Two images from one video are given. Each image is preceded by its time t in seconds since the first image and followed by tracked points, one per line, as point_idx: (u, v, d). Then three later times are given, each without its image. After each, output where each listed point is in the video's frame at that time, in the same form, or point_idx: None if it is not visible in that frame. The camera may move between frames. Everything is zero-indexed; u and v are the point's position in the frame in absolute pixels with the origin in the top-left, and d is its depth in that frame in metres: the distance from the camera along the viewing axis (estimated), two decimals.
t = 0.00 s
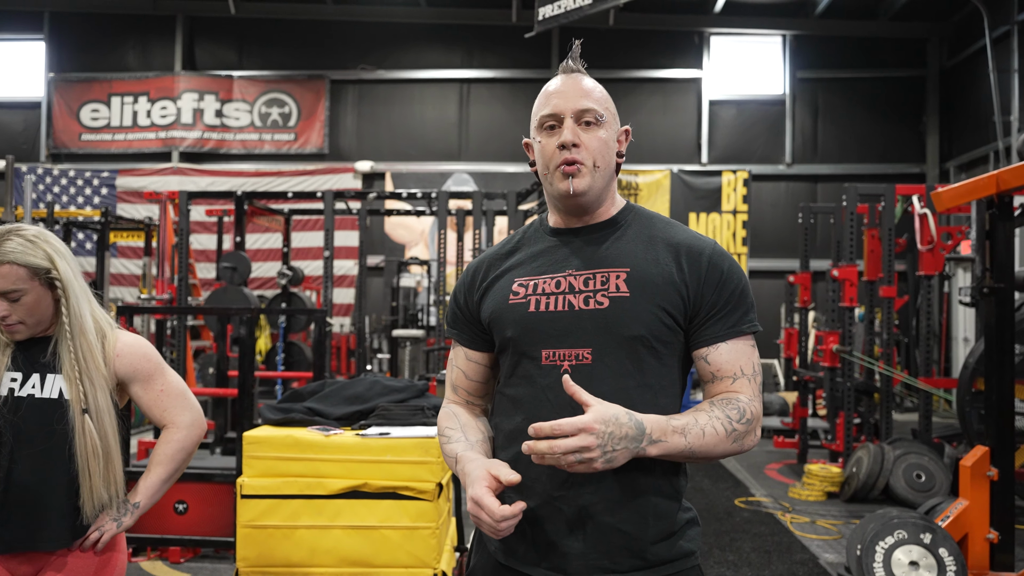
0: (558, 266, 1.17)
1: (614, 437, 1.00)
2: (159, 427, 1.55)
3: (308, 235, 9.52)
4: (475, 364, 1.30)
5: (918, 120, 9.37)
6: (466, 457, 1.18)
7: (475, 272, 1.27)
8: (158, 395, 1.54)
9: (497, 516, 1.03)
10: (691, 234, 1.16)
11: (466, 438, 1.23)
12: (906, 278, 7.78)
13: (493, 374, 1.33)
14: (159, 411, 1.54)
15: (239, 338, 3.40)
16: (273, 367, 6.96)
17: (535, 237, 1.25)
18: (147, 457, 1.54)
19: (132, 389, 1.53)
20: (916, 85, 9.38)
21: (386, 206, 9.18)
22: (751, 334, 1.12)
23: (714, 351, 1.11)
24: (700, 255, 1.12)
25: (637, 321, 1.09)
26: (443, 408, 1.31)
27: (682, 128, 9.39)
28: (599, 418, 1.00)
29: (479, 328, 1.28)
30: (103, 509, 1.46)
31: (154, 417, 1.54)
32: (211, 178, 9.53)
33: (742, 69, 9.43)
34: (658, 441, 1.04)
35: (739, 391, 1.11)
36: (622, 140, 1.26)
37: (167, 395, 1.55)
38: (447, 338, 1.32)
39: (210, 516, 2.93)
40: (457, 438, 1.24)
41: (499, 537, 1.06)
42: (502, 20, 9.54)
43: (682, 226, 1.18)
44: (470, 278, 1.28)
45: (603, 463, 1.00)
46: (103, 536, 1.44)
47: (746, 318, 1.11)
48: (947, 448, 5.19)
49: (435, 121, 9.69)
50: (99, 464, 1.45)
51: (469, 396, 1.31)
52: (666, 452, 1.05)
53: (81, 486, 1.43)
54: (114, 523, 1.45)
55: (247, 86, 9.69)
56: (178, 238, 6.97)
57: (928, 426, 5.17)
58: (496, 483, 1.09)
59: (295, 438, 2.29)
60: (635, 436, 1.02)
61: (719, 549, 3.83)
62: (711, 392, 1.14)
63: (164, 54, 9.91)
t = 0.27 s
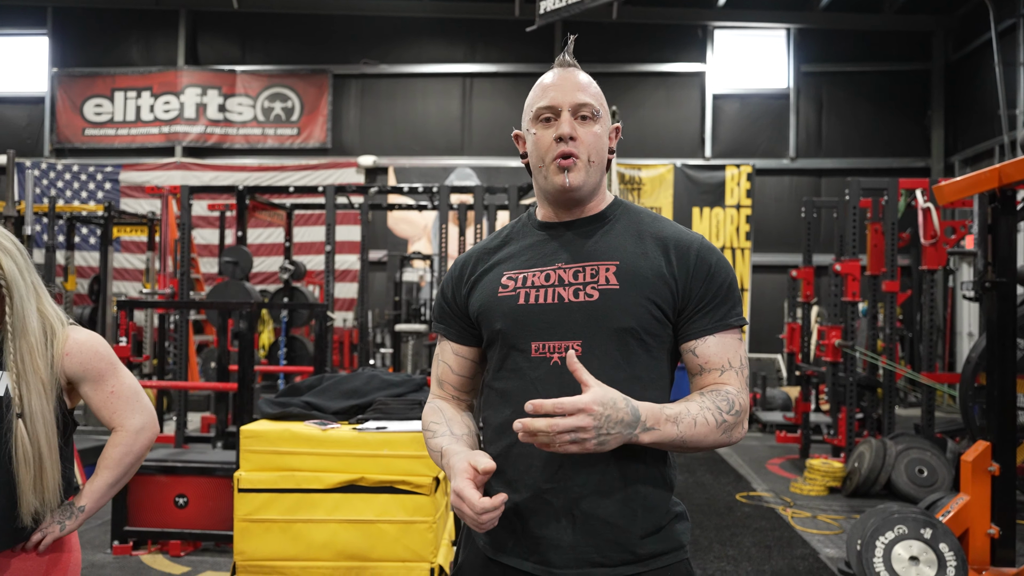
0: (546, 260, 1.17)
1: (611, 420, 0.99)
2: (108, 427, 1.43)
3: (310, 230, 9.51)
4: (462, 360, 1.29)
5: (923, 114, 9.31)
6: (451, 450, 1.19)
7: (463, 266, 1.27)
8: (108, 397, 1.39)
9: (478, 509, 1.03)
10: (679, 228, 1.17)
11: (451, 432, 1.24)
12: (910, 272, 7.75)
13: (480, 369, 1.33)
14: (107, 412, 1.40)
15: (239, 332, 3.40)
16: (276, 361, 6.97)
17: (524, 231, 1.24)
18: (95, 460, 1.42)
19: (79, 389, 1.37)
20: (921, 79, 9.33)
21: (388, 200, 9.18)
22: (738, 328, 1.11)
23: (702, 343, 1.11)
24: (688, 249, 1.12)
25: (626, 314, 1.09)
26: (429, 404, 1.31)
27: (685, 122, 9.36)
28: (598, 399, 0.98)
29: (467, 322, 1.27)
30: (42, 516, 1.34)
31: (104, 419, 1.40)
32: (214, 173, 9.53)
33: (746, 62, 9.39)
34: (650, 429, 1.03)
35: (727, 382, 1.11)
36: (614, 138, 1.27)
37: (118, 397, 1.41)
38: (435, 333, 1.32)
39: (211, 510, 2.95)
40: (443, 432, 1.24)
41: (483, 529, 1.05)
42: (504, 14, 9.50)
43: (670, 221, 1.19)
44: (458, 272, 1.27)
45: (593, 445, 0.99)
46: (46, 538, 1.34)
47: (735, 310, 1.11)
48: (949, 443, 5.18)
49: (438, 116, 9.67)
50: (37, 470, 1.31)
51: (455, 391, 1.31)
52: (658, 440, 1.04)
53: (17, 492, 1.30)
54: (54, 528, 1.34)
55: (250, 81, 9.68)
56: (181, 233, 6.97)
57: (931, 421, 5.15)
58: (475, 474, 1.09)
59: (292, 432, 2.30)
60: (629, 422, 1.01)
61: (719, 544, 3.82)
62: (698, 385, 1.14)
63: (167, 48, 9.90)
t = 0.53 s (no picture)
0: (537, 248, 1.16)
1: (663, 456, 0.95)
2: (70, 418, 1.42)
3: (311, 220, 9.50)
4: (458, 352, 1.29)
5: (928, 105, 9.26)
6: (453, 441, 1.17)
7: (455, 256, 1.27)
8: (72, 386, 1.40)
9: (488, 497, 0.99)
10: (672, 216, 1.16)
11: (451, 423, 1.22)
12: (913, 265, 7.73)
13: (476, 360, 1.32)
14: (70, 402, 1.40)
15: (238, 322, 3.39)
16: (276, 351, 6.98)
17: (516, 221, 1.23)
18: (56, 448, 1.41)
19: (42, 378, 1.37)
20: (927, 69, 9.27)
21: (390, 191, 9.16)
22: (733, 315, 1.11)
23: (699, 332, 1.10)
24: (681, 238, 1.11)
25: (616, 301, 1.08)
26: (427, 396, 1.30)
27: (688, 112, 9.31)
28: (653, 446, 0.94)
29: (460, 314, 1.27)
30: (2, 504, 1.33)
31: (67, 409, 1.40)
32: (216, 162, 9.52)
33: (751, 52, 9.33)
34: (683, 454, 1.00)
35: (729, 373, 1.10)
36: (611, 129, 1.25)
37: (82, 386, 1.41)
38: (429, 325, 1.31)
39: (209, 499, 2.93)
40: (443, 424, 1.23)
41: (492, 519, 1.02)
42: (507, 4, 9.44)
43: (663, 209, 1.18)
44: (450, 263, 1.27)
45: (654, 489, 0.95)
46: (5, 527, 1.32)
47: (729, 298, 1.10)
48: (950, 436, 5.18)
49: (440, 106, 9.63)
50: None
51: (452, 382, 1.30)
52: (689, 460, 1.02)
53: None
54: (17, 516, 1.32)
55: (252, 70, 9.64)
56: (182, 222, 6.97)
57: (931, 414, 5.15)
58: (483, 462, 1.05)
59: (287, 421, 2.31)
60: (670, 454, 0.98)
61: (717, 535, 3.83)
62: (699, 377, 1.13)
63: (169, 37, 9.86)
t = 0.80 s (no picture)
0: (532, 245, 1.15)
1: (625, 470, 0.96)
2: (52, 410, 1.43)
3: (311, 217, 9.50)
4: (452, 348, 1.29)
5: (930, 101, 9.23)
6: (441, 438, 1.16)
7: (451, 252, 1.26)
8: (54, 378, 1.42)
9: (466, 497, 0.99)
10: (669, 212, 1.14)
11: (442, 420, 1.22)
12: (913, 262, 7.71)
13: (471, 357, 1.32)
14: (52, 394, 1.42)
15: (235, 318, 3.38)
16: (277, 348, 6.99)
17: (512, 218, 1.22)
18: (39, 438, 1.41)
19: (23, 370, 1.39)
20: (929, 66, 9.23)
21: (390, 188, 9.16)
22: (731, 313, 1.09)
23: (695, 332, 1.09)
24: (679, 234, 1.10)
25: (612, 299, 1.07)
26: (421, 391, 1.30)
27: (689, 109, 9.29)
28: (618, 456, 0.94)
29: (454, 309, 1.26)
30: None
31: (48, 400, 1.41)
32: (217, 160, 9.52)
33: (752, 49, 9.30)
34: (654, 459, 1.01)
35: (721, 373, 1.09)
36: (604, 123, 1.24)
37: (63, 377, 1.43)
38: (425, 321, 1.30)
39: (209, 497, 2.92)
40: (434, 420, 1.22)
41: (471, 519, 1.02)
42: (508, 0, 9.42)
43: (661, 205, 1.16)
44: (446, 259, 1.26)
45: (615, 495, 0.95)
46: None
47: (726, 297, 1.09)
48: (950, 433, 5.17)
49: (440, 103, 9.61)
50: None
51: (446, 378, 1.30)
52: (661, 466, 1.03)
53: None
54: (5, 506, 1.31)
55: (252, 67, 9.63)
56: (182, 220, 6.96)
57: (931, 411, 5.14)
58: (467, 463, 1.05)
59: (283, 418, 2.31)
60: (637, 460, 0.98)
61: (715, 532, 3.83)
62: (693, 376, 1.12)
63: (170, 34, 9.84)
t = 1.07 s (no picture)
0: (524, 245, 1.15)
1: (580, 446, 0.96)
2: (40, 411, 1.45)
3: (310, 217, 9.50)
4: (446, 347, 1.28)
5: (930, 99, 9.22)
6: (441, 435, 1.16)
7: (443, 251, 1.25)
8: (44, 379, 1.44)
9: (476, 485, 0.99)
10: (661, 212, 1.14)
11: (439, 418, 1.22)
12: (914, 261, 7.70)
13: (465, 357, 1.32)
14: (41, 395, 1.44)
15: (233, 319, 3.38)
16: (276, 349, 6.98)
17: (505, 216, 1.22)
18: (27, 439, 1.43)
19: (13, 370, 1.40)
20: (929, 64, 9.23)
21: (390, 188, 9.15)
22: (722, 315, 1.09)
23: (683, 333, 1.08)
24: (668, 234, 1.09)
25: (602, 301, 1.07)
26: (415, 390, 1.30)
27: (689, 108, 9.29)
28: (573, 433, 0.94)
29: (447, 308, 1.26)
30: None
31: (38, 401, 1.43)
32: (217, 160, 9.53)
33: (752, 48, 9.29)
34: (618, 447, 1.01)
35: (707, 374, 1.08)
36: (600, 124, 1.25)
37: (51, 379, 1.45)
38: (418, 320, 1.30)
39: (205, 496, 2.93)
40: (432, 418, 1.22)
41: (477, 511, 1.02)
42: None
43: (653, 205, 1.16)
44: (438, 258, 1.26)
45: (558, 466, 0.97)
46: None
47: (716, 299, 1.08)
48: (950, 432, 5.17)
49: (440, 102, 9.60)
50: None
51: (440, 377, 1.30)
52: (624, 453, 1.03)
53: None
54: None
55: (252, 67, 9.62)
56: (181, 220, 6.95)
57: (931, 410, 5.14)
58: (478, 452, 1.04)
59: (277, 418, 2.30)
60: (598, 444, 0.99)
61: (714, 532, 3.83)
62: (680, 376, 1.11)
63: (170, 34, 9.84)
